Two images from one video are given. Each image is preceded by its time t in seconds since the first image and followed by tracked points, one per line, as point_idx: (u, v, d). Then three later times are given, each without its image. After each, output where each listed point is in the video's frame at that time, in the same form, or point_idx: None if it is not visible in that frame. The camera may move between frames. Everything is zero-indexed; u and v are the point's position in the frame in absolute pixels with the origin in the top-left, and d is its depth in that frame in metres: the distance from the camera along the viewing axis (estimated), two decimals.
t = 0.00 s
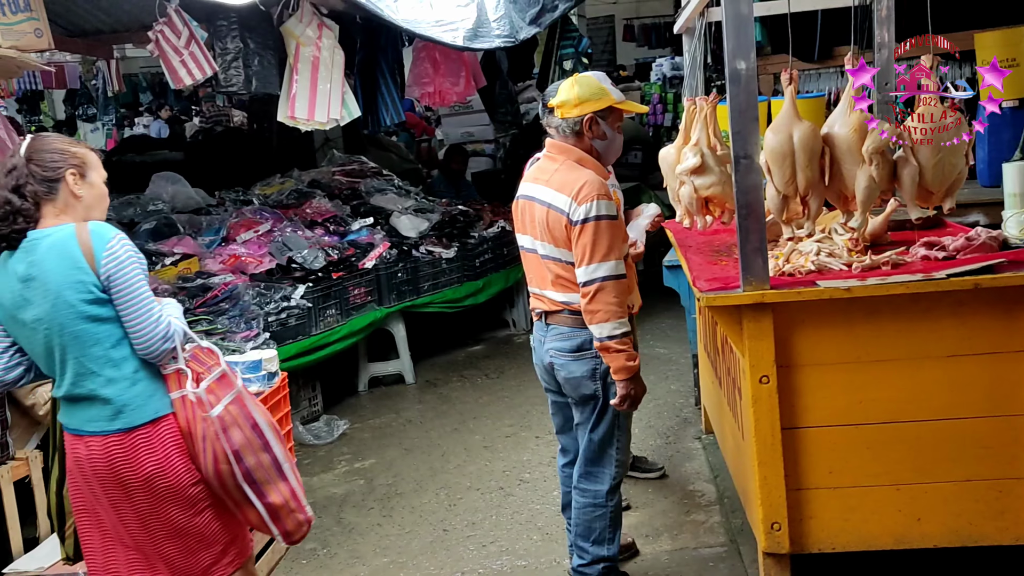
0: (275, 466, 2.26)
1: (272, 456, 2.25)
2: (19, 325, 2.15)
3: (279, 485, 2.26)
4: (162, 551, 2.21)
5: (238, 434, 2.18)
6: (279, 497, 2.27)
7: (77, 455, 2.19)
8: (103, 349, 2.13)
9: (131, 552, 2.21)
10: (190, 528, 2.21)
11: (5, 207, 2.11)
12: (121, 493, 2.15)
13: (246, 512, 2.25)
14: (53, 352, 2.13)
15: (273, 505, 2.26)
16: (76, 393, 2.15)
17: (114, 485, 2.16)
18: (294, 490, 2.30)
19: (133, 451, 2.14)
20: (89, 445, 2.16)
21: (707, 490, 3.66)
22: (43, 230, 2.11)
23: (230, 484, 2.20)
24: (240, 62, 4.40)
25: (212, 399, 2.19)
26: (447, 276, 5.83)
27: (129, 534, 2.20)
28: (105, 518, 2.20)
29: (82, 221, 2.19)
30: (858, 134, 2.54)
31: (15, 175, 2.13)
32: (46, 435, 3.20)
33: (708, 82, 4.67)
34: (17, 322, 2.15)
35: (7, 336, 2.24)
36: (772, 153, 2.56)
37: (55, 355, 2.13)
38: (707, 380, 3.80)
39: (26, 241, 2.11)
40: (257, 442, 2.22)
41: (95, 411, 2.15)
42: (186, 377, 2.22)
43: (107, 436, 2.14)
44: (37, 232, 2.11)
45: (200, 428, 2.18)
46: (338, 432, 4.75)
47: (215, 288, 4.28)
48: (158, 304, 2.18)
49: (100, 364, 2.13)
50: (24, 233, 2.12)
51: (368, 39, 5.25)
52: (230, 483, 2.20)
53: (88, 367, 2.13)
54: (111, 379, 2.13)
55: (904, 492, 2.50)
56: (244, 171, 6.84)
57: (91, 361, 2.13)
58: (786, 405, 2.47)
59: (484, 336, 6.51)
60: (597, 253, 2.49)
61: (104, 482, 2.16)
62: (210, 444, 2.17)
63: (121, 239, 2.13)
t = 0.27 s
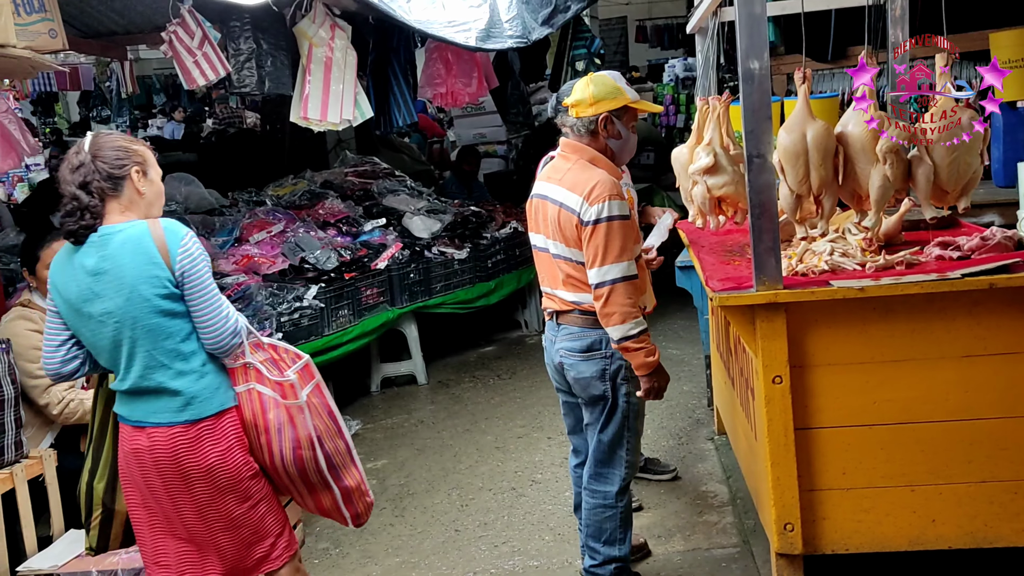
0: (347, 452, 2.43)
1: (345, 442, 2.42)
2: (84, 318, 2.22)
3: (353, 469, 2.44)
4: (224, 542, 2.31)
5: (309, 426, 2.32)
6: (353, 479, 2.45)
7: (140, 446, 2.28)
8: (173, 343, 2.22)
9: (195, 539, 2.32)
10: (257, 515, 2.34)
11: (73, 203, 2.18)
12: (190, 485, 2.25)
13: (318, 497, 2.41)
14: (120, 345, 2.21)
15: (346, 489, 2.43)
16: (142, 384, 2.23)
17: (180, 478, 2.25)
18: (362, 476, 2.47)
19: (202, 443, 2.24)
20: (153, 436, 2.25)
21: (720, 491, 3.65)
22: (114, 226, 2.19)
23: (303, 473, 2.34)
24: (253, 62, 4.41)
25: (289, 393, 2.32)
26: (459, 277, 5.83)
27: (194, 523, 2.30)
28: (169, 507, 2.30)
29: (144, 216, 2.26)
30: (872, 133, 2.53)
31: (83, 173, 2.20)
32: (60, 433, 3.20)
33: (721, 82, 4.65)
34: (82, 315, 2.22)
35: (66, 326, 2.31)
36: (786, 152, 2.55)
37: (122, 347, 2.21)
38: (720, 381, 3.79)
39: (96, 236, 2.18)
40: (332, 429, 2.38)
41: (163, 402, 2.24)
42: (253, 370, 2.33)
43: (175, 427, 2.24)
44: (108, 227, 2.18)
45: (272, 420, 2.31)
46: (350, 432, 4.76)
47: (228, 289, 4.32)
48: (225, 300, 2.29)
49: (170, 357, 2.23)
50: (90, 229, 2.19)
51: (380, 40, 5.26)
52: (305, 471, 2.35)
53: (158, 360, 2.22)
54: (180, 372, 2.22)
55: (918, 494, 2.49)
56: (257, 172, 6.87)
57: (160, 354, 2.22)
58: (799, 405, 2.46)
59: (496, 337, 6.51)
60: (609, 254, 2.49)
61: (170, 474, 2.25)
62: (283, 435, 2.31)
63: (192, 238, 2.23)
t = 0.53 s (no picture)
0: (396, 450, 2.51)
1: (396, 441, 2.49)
2: (147, 311, 2.24)
3: (400, 467, 2.51)
4: (271, 537, 2.33)
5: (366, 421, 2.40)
6: (399, 477, 2.52)
7: (196, 439, 2.30)
8: (239, 336, 2.26)
9: (242, 535, 2.33)
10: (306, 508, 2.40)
11: (139, 198, 2.24)
12: (247, 477, 2.28)
13: (368, 492, 2.48)
14: (184, 337, 2.24)
15: (394, 485, 2.50)
16: (204, 377, 2.26)
17: (237, 470, 2.28)
18: (409, 473, 2.54)
19: (260, 436, 2.28)
20: (211, 429, 2.28)
21: (729, 494, 3.64)
22: (185, 221, 2.23)
23: (358, 467, 2.41)
24: (262, 65, 4.43)
25: (347, 389, 2.39)
26: (468, 279, 5.83)
27: (243, 517, 2.31)
28: (218, 501, 2.31)
29: (202, 212, 2.34)
30: (881, 135, 2.52)
31: (150, 170, 2.25)
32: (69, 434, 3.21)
33: (730, 84, 4.64)
34: (145, 307, 2.24)
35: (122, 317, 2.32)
36: (795, 154, 2.54)
37: (186, 340, 2.24)
38: (729, 384, 3.77)
39: (168, 230, 2.22)
40: (384, 427, 2.46)
41: (224, 394, 2.27)
42: (309, 368, 2.39)
43: (235, 419, 2.27)
44: (177, 222, 2.22)
45: (329, 415, 2.38)
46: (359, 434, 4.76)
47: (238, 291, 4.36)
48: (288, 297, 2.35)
49: (235, 350, 2.27)
50: (156, 224, 2.24)
51: (389, 42, 5.26)
52: (359, 467, 2.42)
53: (223, 353, 2.26)
54: (244, 365, 2.27)
55: (928, 497, 2.47)
56: (267, 175, 6.90)
57: (225, 347, 2.25)
58: (808, 408, 2.45)
59: (505, 340, 6.51)
60: (620, 257, 2.49)
61: (227, 467, 2.28)
62: (339, 430, 2.38)
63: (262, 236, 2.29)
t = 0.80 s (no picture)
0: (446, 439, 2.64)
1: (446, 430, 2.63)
2: (219, 297, 2.33)
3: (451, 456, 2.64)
4: (333, 522, 2.40)
5: (422, 410, 2.53)
6: (450, 465, 2.64)
7: (259, 426, 2.38)
8: (306, 325, 2.37)
9: (304, 521, 2.39)
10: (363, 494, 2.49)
11: (222, 185, 2.34)
12: (311, 462, 2.36)
13: (422, 479, 2.60)
14: (253, 324, 2.33)
15: (446, 473, 2.63)
16: (271, 364, 2.34)
17: (299, 454, 2.36)
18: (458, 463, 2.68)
19: (323, 421, 2.39)
20: (275, 415, 2.36)
21: (739, 499, 3.62)
22: (260, 212, 2.35)
23: (416, 454, 2.54)
24: (273, 69, 4.45)
25: (404, 378, 2.52)
26: (478, 283, 5.84)
27: (306, 503, 2.38)
28: (280, 488, 2.37)
29: (269, 205, 2.44)
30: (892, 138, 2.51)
31: (232, 158, 2.35)
32: (78, 438, 3.22)
33: (741, 88, 4.63)
34: (217, 294, 2.34)
35: (188, 305, 2.41)
36: (804, 157, 2.53)
37: (256, 328, 2.34)
38: (739, 389, 3.76)
39: (244, 219, 2.32)
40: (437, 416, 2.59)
41: (289, 380, 2.36)
42: (367, 359, 2.54)
43: (299, 405, 2.36)
44: (255, 213, 2.34)
45: (387, 405, 2.52)
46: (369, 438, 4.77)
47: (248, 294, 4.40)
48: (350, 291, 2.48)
49: (301, 340, 2.38)
50: (234, 211, 2.34)
51: (399, 46, 5.25)
52: (416, 455, 2.54)
53: (290, 340, 2.36)
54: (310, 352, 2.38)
55: (939, 503, 2.46)
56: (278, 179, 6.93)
57: (293, 335, 2.36)
58: (818, 413, 2.44)
59: (516, 344, 6.51)
60: (633, 261, 2.48)
61: (291, 452, 2.35)
62: (397, 418, 2.52)
63: (330, 232, 2.44)
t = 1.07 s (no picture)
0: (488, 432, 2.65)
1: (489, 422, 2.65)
2: (273, 292, 2.35)
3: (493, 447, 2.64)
4: (377, 513, 2.43)
5: (465, 402, 2.56)
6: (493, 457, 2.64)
7: (307, 419, 2.39)
8: (354, 320, 2.41)
9: (347, 512, 2.42)
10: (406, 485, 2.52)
11: (276, 181, 2.34)
12: (357, 454, 2.40)
13: (465, 469, 2.61)
14: (306, 319, 2.36)
15: (490, 463, 2.63)
16: (321, 358, 2.37)
17: (345, 447, 2.39)
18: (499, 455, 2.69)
19: (368, 415, 2.42)
20: (323, 408, 2.38)
21: (750, 504, 3.61)
22: (315, 209, 2.38)
23: (460, 445, 2.57)
24: (284, 74, 4.45)
25: (450, 371, 2.57)
26: (488, 288, 5.84)
27: (351, 494, 2.40)
28: (326, 480, 2.39)
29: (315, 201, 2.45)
30: (903, 143, 2.50)
31: (284, 152, 2.35)
32: (89, 443, 3.24)
33: (752, 92, 4.62)
34: (270, 289, 2.35)
35: (240, 300, 2.40)
36: (816, 162, 2.53)
37: (309, 322, 2.36)
38: (751, 394, 3.75)
39: (301, 216, 2.35)
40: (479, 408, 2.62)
41: (338, 374, 2.39)
42: (411, 354, 2.60)
43: (347, 398, 2.39)
44: (308, 210, 2.37)
45: (429, 398, 2.56)
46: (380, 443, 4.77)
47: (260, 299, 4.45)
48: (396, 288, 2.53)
49: (351, 334, 2.41)
50: (288, 207, 2.36)
51: (410, 52, 5.26)
52: (459, 445, 2.57)
53: (343, 335, 2.39)
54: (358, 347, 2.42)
55: (952, 508, 2.44)
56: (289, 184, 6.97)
57: (343, 330, 2.39)
58: (829, 418, 2.43)
59: (527, 348, 6.51)
60: (646, 266, 2.49)
61: (338, 444, 2.38)
62: (440, 411, 2.56)
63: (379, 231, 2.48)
